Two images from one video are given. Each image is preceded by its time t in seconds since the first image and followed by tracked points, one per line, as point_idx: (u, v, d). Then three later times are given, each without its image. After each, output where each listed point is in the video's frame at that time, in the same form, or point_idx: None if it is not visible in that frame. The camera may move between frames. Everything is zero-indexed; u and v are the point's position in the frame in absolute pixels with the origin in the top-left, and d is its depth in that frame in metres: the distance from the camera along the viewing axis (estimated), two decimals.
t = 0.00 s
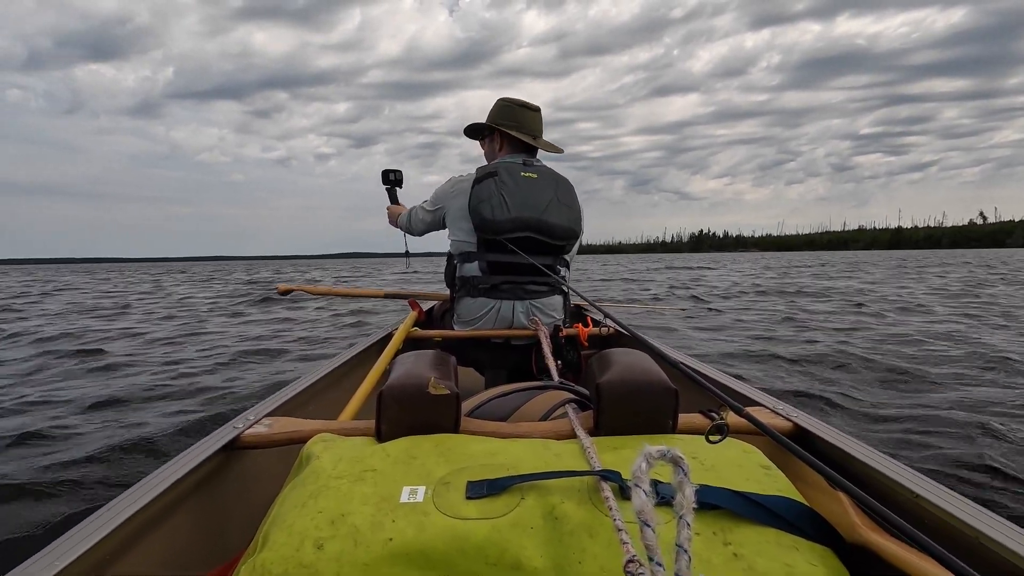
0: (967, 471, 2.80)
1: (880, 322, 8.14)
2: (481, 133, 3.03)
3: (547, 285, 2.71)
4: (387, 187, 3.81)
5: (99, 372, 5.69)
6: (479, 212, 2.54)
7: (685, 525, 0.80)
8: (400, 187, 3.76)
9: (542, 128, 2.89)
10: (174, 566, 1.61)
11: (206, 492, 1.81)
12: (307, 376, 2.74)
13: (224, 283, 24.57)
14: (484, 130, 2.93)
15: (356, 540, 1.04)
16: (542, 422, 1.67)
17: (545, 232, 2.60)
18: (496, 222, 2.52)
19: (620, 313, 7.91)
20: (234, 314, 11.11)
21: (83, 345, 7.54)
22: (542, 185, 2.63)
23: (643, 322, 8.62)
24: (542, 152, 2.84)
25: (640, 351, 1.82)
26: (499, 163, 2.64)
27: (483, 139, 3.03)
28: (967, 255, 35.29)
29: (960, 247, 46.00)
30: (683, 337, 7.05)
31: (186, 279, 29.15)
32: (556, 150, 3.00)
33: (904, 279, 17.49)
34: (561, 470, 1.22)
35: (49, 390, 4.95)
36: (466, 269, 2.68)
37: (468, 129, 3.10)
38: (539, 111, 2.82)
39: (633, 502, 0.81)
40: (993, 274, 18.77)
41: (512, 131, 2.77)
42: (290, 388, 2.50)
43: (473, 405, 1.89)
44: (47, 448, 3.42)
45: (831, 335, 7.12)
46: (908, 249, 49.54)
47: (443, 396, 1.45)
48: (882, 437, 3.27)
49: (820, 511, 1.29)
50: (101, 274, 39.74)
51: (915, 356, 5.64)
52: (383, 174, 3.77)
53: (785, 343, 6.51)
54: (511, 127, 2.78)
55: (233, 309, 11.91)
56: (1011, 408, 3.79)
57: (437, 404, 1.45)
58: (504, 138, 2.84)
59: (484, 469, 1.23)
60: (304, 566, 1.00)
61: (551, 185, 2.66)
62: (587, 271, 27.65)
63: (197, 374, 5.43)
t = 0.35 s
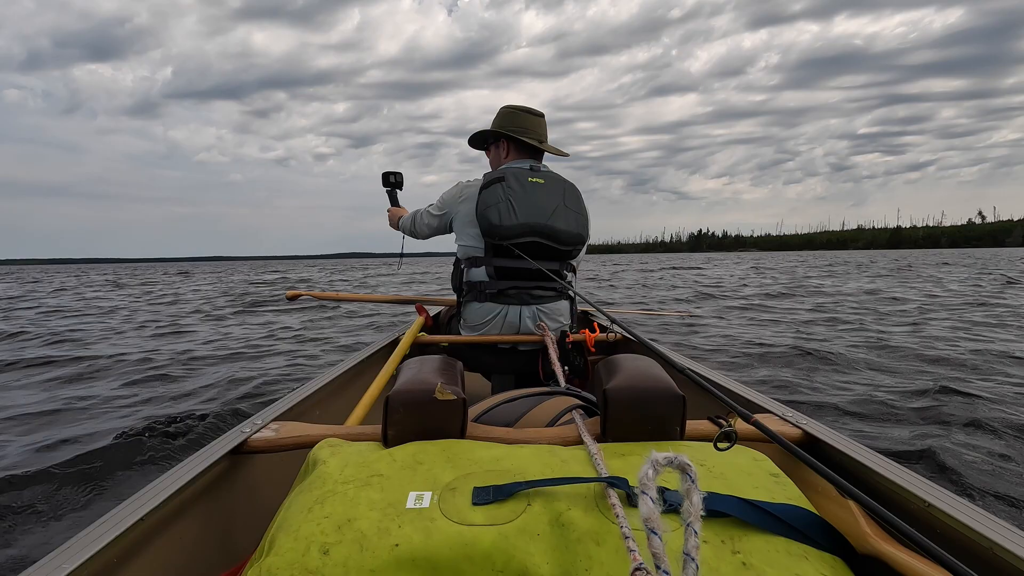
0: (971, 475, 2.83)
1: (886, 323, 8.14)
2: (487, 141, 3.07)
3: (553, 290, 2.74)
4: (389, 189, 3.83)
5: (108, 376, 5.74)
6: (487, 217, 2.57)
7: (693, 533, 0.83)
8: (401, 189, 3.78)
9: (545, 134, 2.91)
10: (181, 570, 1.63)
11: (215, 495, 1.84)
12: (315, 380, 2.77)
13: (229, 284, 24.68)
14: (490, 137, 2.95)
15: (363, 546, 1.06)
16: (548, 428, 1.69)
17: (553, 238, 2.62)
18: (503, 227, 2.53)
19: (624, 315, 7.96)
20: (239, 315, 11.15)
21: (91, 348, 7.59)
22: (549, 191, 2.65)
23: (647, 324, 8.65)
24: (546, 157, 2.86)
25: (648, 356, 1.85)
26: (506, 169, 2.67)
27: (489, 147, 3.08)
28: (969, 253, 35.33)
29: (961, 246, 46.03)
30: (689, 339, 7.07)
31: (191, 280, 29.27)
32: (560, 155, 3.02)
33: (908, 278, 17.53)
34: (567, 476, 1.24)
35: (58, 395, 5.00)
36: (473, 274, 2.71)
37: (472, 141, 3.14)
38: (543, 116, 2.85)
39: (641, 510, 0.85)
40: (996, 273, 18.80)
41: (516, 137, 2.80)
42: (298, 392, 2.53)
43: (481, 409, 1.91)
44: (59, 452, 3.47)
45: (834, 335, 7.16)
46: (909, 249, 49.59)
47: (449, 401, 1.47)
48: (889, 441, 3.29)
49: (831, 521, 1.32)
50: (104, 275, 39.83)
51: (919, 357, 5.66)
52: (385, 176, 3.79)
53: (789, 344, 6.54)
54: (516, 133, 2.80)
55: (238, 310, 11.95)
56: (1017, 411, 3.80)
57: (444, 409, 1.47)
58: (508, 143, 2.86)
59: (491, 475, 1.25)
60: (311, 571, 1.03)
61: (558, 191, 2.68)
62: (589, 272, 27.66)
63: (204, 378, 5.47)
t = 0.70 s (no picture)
0: (974, 472, 2.85)
1: (890, 321, 8.16)
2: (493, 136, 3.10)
3: (559, 285, 2.76)
4: (392, 188, 3.85)
5: (114, 374, 5.78)
6: (492, 212, 2.59)
7: (699, 528, 0.84)
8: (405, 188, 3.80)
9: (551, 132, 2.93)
10: (191, 564, 1.65)
11: (222, 490, 1.86)
12: (321, 376, 2.79)
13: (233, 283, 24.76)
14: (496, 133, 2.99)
15: (370, 541, 1.07)
16: (555, 423, 1.71)
17: (557, 232, 2.64)
18: (508, 222, 2.56)
19: (627, 313, 7.99)
20: (243, 313, 11.19)
21: (97, 347, 7.64)
22: (554, 185, 2.67)
23: (650, 322, 8.69)
24: (547, 153, 2.87)
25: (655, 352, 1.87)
26: (511, 164, 2.69)
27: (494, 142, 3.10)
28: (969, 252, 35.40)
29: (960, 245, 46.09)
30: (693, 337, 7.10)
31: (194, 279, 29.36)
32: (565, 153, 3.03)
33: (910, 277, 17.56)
34: (574, 471, 1.26)
35: (66, 392, 5.04)
36: (478, 269, 2.73)
37: (478, 134, 3.17)
38: (548, 114, 2.87)
39: (648, 504, 0.86)
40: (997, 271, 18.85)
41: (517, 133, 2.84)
42: (305, 388, 2.55)
43: (488, 404, 1.94)
44: (69, 449, 3.51)
45: (836, 333, 7.19)
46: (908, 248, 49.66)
47: (455, 396, 1.49)
48: (894, 438, 3.31)
49: (837, 516, 1.34)
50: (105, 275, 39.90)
51: (922, 354, 5.68)
52: (388, 175, 3.80)
53: (792, 342, 6.58)
54: (518, 128, 2.85)
55: (242, 309, 11.99)
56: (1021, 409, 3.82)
57: (451, 404, 1.49)
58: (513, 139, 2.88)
59: (497, 470, 1.27)
60: (319, 564, 1.04)
61: (562, 186, 2.70)
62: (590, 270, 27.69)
63: (210, 376, 5.50)
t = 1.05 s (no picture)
0: (973, 474, 2.88)
1: (892, 320, 8.17)
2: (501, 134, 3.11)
3: (560, 283, 2.77)
4: (395, 192, 3.87)
5: (119, 374, 5.82)
6: (490, 210, 2.61)
7: (699, 529, 0.85)
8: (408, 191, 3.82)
9: (554, 130, 2.92)
10: (194, 558, 1.66)
11: (226, 484, 1.87)
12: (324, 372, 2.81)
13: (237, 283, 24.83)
14: (503, 132, 3.04)
15: (371, 536, 1.09)
16: (557, 421, 1.73)
17: (556, 228, 2.66)
18: (507, 220, 2.58)
19: (630, 313, 8.03)
20: (246, 313, 11.22)
21: (101, 347, 7.69)
22: (552, 183, 2.68)
23: (653, 321, 8.71)
24: (548, 151, 2.87)
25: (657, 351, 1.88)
26: (509, 162, 2.70)
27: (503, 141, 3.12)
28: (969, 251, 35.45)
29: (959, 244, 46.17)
30: (696, 337, 7.11)
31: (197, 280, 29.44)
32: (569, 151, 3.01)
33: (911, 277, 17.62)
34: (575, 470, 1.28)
35: (71, 391, 5.08)
36: (480, 267, 2.76)
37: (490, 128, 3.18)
38: (551, 112, 2.87)
39: (649, 504, 0.87)
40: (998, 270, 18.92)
41: (517, 130, 2.87)
42: (308, 384, 2.56)
43: (490, 402, 1.96)
44: (73, 448, 3.52)
45: (838, 333, 7.23)
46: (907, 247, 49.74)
47: (458, 394, 1.51)
48: (896, 440, 3.32)
49: (839, 518, 1.36)
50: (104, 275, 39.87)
51: (924, 354, 5.70)
52: (390, 179, 3.82)
53: (794, 343, 6.60)
54: (518, 126, 2.87)
55: (245, 309, 12.04)
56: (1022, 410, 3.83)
57: (453, 401, 1.51)
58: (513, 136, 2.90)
59: (499, 469, 1.29)
60: (322, 560, 1.06)
61: (561, 183, 2.71)
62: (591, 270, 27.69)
63: (214, 375, 5.53)
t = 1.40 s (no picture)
0: (975, 480, 2.88)
1: (895, 321, 8.15)
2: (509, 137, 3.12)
3: (563, 286, 2.78)
4: (402, 198, 3.88)
5: (122, 372, 5.84)
6: (496, 212, 2.62)
7: (700, 533, 0.86)
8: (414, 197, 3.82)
9: (561, 131, 2.92)
10: (194, 558, 1.67)
11: (226, 484, 1.88)
12: (326, 372, 2.82)
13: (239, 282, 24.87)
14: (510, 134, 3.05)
15: (371, 537, 1.10)
16: (559, 424, 1.74)
17: (562, 231, 2.66)
18: (513, 222, 2.59)
19: (632, 313, 8.02)
20: (248, 313, 11.25)
21: (105, 345, 7.72)
22: (558, 186, 2.68)
23: (655, 322, 8.71)
24: (554, 151, 2.86)
25: (659, 354, 1.89)
26: (516, 165, 2.71)
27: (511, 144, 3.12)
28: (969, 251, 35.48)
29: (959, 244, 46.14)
30: (698, 338, 7.11)
31: (200, 279, 29.54)
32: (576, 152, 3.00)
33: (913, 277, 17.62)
34: (576, 472, 1.29)
35: (75, 389, 5.10)
36: (483, 269, 2.77)
37: (498, 132, 3.20)
38: (557, 112, 2.87)
39: (649, 508, 0.87)
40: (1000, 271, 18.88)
41: (523, 131, 2.88)
42: (309, 384, 2.57)
43: (492, 404, 1.96)
44: (76, 446, 3.53)
45: (840, 333, 7.24)
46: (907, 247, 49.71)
47: (458, 396, 1.52)
48: (899, 446, 3.32)
49: (841, 523, 1.36)
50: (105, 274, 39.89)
51: (927, 356, 5.70)
52: (397, 184, 3.83)
53: (796, 344, 6.61)
54: (525, 128, 2.88)
55: (247, 308, 12.07)
56: None
57: (454, 403, 1.52)
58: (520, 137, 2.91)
59: (499, 471, 1.29)
60: (321, 560, 1.06)
61: (568, 186, 2.71)
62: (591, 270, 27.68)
63: (217, 375, 5.55)
